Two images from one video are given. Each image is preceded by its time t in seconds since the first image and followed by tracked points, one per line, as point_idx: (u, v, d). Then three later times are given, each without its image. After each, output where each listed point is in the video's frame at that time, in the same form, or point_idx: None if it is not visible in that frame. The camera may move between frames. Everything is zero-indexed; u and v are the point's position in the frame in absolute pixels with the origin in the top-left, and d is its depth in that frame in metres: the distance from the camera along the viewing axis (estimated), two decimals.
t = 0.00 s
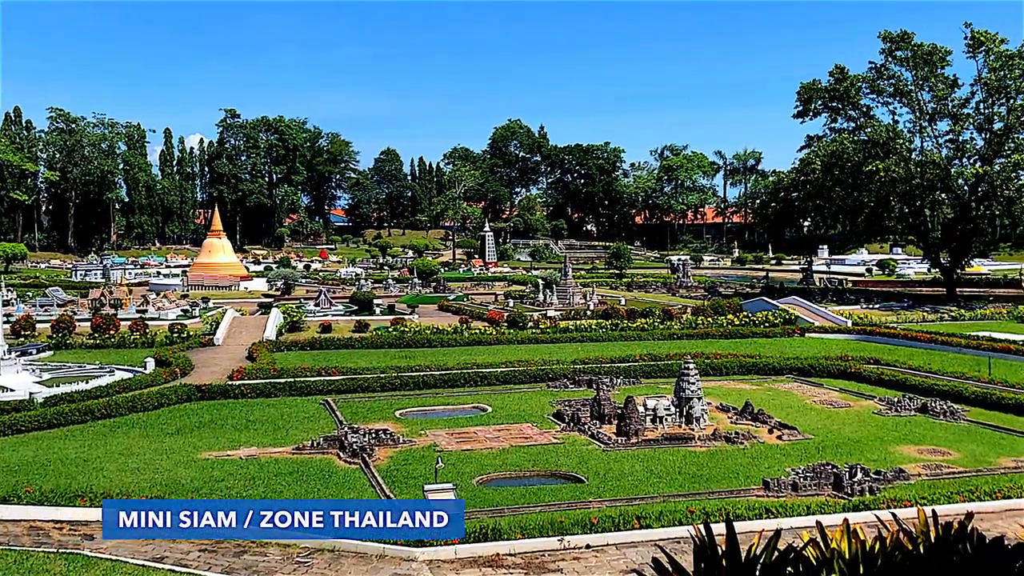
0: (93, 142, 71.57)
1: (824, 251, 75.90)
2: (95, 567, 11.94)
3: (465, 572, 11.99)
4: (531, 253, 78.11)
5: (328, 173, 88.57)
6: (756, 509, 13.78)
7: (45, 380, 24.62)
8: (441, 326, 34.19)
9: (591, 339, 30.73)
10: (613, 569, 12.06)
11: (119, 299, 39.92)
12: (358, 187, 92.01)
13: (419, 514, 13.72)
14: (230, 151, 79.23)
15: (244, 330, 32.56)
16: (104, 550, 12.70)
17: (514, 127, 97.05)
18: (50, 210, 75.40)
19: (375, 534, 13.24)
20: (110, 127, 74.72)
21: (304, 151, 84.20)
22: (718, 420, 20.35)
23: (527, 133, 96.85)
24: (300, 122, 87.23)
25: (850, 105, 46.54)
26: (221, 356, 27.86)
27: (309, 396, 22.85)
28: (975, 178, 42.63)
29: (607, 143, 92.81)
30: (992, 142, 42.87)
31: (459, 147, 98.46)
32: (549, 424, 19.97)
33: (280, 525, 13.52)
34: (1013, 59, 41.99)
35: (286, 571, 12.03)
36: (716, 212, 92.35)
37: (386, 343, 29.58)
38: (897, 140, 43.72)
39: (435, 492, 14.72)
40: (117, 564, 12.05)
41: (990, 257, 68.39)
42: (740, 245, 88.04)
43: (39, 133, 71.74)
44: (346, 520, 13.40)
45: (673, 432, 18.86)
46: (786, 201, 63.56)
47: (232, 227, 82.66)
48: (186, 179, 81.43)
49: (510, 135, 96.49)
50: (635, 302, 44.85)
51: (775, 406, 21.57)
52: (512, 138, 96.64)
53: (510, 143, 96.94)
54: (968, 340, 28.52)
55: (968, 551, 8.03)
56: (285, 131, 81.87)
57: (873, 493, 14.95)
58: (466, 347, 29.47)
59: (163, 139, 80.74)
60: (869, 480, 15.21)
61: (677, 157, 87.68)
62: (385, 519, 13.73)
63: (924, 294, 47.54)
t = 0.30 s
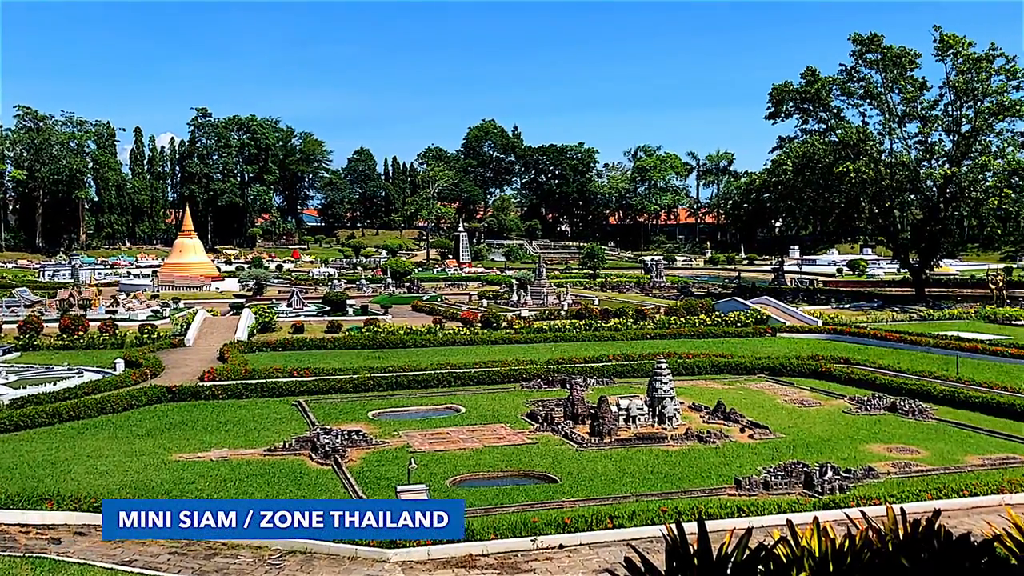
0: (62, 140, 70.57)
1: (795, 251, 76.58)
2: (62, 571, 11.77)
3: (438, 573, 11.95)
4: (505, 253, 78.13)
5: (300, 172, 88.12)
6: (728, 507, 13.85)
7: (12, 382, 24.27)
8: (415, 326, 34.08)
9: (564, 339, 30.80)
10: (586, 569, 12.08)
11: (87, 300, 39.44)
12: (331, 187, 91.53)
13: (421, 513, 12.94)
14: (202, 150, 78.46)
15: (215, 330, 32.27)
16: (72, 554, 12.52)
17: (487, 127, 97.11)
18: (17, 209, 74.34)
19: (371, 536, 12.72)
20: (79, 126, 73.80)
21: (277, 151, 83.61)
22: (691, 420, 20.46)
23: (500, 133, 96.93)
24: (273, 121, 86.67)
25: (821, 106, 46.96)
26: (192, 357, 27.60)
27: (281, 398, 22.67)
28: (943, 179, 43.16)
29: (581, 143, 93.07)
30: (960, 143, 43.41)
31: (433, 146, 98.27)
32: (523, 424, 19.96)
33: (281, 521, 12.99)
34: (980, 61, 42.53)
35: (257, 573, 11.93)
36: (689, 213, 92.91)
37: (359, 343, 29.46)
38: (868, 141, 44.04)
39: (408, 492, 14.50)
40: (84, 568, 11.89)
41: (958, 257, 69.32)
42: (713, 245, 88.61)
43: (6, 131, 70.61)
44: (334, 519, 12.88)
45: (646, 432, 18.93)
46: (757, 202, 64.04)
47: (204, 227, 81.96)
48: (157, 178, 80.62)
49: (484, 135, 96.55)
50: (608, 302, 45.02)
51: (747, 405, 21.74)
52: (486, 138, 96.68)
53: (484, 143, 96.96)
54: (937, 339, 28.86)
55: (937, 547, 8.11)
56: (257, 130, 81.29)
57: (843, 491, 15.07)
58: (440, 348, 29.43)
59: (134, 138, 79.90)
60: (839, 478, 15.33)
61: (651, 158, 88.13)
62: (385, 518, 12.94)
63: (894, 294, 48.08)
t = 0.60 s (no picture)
0: (30, 138, 69.55)
1: (768, 251, 77.23)
2: None
3: (411, 574, 11.89)
4: (479, 253, 78.11)
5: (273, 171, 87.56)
6: (700, 506, 13.92)
7: None
8: (389, 326, 33.96)
9: (539, 339, 30.81)
10: (559, 568, 12.09)
11: (56, 300, 38.89)
12: (304, 186, 90.95)
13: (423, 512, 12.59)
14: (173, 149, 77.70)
15: (186, 331, 31.95)
16: (39, 558, 12.34)
17: (462, 127, 97.10)
18: None
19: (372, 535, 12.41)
20: (47, 124, 72.83)
21: (249, 150, 82.92)
22: (664, 420, 20.55)
23: (475, 133, 96.97)
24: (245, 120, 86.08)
25: (793, 108, 47.33)
26: (163, 358, 27.32)
27: (253, 398, 22.49)
28: (912, 181, 43.69)
29: (556, 144, 93.35)
30: (928, 145, 43.95)
31: (407, 146, 98.02)
32: (496, 424, 19.93)
33: (278, 519, 12.61)
34: (949, 64, 43.10)
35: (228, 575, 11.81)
36: (663, 214, 93.41)
37: (332, 344, 29.29)
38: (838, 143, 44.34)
39: (381, 494, 14.32)
40: (51, 572, 11.71)
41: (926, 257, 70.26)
42: (686, 245, 89.11)
43: None
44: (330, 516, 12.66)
45: (619, 431, 18.99)
46: (730, 202, 64.48)
47: (175, 226, 81.20)
48: (127, 177, 79.75)
49: (458, 135, 96.56)
50: (582, 302, 45.11)
51: (719, 404, 21.88)
52: (461, 138, 96.68)
53: (458, 143, 96.91)
54: (906, 338, 29.21)
55: (904, 544, 8.22)
56: (229, 129, 80.68)
57: (814, 489, 15.20)
58: (413, 348, 29.35)
59: (103, 136, 78.98)
60: (810, 476, 15.45)
61: (625, 158, 88.52)
62: (386, 519, 12.44)
63: (864, 295, 48.56)
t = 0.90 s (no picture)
0: None
1: (740, 251, 77.80)
2: None
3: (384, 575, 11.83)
4: (454, 253, 78.01)
5: (245, 170, 86.91)
6: (673, 505, 13.98)
7: None
8: (362, 327, 33.83)
9: (513, 339, 30.80)
10: (532, 569, 12.10)
11: (24, 300, 38.37)
12: (277, 186, 90.31)
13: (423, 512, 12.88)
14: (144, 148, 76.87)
15: (158, 331, 31.66)
16: (5, 562, 12.16)
17: (436, 127, 96.95)
18: None
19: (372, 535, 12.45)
20: (15, 122, 71.84)
21: (221, 149, 82.19)
22: (637, 419, 20.62)
23: (449, 132, 96.89)
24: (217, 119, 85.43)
25: (765, 109, 47.65)
26: (133, 359, 27.04)
27: (224, 399, 22.32)
28: (883, 181, 44.15)
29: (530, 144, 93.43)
30: (898, 146, 44.43)
31: (380, 145, 97.68)
32: (470, 425, 19.90)
33: (278, 520, 12.70)
34: (918, 66, 43.60)
35: None
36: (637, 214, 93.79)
37: (304, 344, 29.12)
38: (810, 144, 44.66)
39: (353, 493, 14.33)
40: None
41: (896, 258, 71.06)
42: (660, 246, 89.50)
43: None
44: (330, 516, 12.72)
45: (592, 431, 19.02)
46: (703, 203, 64.83)
47: (146, 226, 80.41)
48: (97, 176, 78.86)
49: (432, 135, 96.43)
50: (556, 302, 45.16)
51: (692, 403, 22.00)
52: (435, 138, 96.56)
53: (433, 142, 96.75)
54: (876, 338, 29.52)
55: (873, 541, 8.31)
56: (201, 128, 80.00)
57: (785, 487, 15.33)
58: (386, 348, 29.25)
59: (73, 135, 78.03)
60: (781, 474, 15.58)
61: (599, 159, 88.79)
62: (386, 518, 12.59)
63: (835, 295, 48.99)
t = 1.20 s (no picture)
0: None
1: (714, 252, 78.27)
2: None
3: None
4: (428, 253, 77.87)
5: (218, 169, 86.21)
6: (646, 504, 14.03)
7: None
8: (335, 327, 33.67)
9: (487, 339, 30.78)
10: (504, 568, 12.10)
11: None
12: (249, 185, 89.62)
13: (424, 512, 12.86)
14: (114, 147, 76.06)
15: (128, 332, 31.33)
16: None
17: (410, 127, 96.71)
18: None
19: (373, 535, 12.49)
20: None
21: (193, 148, 81.39)
22: (611, 419, 20.68)
23: (423, 132, 96.73)
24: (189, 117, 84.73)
25: (738, 110, 47.95)
26: (102, 360, 26.74)
27: (195, 400, 22.12)
28: (854, 182, 44.62)
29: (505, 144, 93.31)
30: (868, 147, 44.88)
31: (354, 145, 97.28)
32: (444, 425, 19.87)
33: (279, 519, 12.58)
34: (889, 68, 44.08)
35: None
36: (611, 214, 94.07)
37: (276, 345, 28.90)
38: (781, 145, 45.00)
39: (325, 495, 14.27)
40: None
41: (867, 258, 71.77)
42: (634, 246, 89.83)
43: None
44: (329, 516, 12.64)
45: (566, 431, 19.05)
46: (676, 203, 65.12)
47: (116, 226, 79.57)
48: (66, 175, 77.91)
49: (406, 134, 96.20)
50: (531, 302, 45.15)
51: (664, 402, 22.10)
52: (409, 137, 96.33)
53: (407, 141, 96.51)
54: (847, 337, 29.79)
55: (842, 539, 8.37)
56: (172, 127, 79.28)
57: (757, 486, 15.44)
58: (359, 348, 29.13)
59: (41, 133, 77.00)
60: (753, 473, 15.71)
61: (573, 159, 89.04)
62: (386, 518, 12.64)
63: (807, 295, 49.40)
